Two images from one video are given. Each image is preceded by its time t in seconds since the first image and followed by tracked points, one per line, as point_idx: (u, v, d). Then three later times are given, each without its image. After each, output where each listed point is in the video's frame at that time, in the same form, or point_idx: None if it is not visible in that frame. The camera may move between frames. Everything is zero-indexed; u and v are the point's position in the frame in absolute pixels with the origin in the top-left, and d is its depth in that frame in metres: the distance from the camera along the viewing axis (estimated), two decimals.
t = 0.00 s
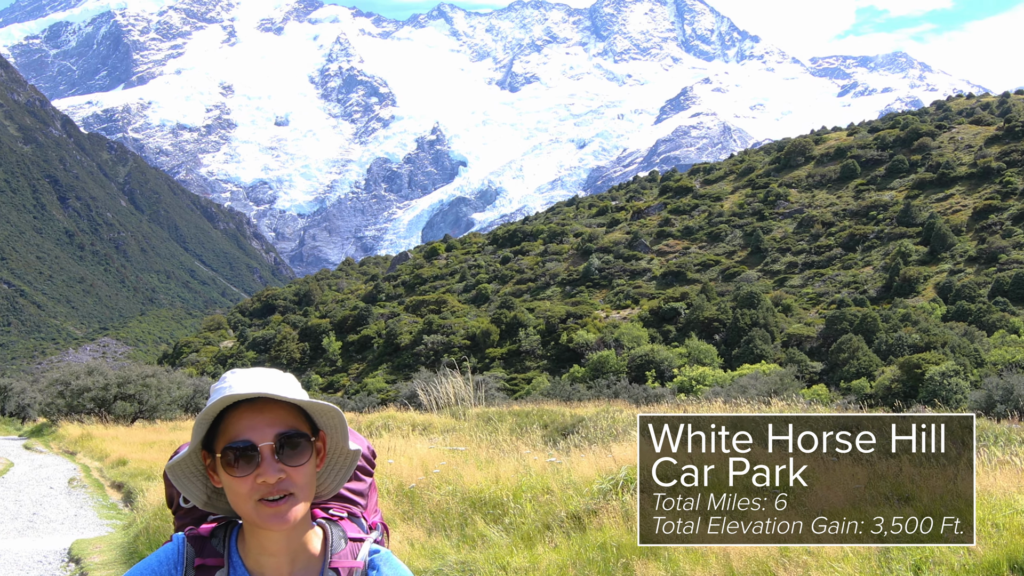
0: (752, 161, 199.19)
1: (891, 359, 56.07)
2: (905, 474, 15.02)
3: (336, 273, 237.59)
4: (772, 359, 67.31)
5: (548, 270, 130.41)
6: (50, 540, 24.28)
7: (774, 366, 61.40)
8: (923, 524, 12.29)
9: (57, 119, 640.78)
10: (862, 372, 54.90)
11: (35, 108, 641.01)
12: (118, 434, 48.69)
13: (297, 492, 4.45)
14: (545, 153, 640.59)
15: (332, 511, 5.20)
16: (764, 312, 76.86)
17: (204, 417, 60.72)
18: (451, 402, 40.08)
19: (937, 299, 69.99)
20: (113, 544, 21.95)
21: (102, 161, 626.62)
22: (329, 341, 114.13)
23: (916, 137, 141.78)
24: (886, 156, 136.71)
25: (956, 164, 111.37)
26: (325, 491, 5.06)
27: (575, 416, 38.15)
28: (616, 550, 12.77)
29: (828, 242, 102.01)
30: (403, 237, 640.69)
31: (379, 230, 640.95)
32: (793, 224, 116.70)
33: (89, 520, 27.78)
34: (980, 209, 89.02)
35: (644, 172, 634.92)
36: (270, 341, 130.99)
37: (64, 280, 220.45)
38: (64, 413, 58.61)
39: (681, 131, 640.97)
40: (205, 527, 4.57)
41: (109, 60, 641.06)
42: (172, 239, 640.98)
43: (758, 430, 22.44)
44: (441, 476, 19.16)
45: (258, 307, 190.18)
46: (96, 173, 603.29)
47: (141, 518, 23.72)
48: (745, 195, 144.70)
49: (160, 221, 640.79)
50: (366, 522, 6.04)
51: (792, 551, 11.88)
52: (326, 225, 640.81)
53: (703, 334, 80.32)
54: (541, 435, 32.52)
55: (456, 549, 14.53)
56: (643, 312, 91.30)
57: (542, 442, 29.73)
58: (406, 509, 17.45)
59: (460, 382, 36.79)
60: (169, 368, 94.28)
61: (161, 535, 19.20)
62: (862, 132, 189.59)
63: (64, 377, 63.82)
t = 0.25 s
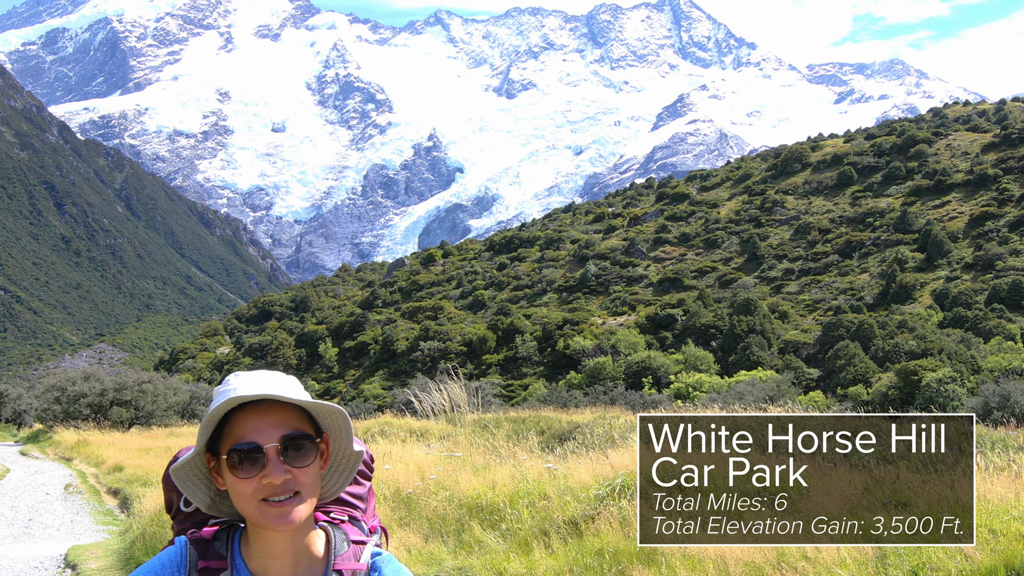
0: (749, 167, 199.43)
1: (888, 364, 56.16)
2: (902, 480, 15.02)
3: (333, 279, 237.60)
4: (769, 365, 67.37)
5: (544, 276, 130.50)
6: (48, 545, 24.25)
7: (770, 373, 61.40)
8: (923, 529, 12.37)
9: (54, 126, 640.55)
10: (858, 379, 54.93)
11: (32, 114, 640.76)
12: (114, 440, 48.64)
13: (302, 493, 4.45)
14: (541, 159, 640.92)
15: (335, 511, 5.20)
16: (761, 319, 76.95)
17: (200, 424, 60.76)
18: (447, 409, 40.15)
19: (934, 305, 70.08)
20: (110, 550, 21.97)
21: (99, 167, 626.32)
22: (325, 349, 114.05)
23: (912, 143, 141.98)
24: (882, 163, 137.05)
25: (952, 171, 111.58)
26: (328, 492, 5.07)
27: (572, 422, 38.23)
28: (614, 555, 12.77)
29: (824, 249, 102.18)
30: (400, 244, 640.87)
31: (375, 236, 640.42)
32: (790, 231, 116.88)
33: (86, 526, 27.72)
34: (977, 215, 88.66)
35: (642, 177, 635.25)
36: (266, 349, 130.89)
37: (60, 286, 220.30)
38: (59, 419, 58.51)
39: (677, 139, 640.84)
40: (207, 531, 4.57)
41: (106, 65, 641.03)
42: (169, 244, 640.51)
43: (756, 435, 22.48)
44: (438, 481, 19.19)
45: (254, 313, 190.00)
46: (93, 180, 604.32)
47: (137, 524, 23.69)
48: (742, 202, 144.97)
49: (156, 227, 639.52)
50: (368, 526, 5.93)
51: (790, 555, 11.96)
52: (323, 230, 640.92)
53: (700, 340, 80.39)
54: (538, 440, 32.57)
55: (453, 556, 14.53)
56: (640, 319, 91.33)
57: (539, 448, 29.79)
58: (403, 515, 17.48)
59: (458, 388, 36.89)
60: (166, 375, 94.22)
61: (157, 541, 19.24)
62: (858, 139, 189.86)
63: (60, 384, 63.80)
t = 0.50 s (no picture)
0: (748, 171, 199.46)
1: (887, 369, 56.17)
2: (902, 483, 15.02)
3: (332, 283, 237.58)
4: (768, 369, 67.36)
5: (544, 279, 130.54)
6: (46, 549, 24.28)
7: (770, 377, 61.28)
8: (923, 530, 12.36)
9: (53, 128, 640.57)
10: (857, 383, 54.93)
11: (31, 117, 640.83)
12: (112, 444, 48.62)
13: (305, 495, 4.46)
14: (541, 163, 641.11)
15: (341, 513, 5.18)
16: (760, 323, 76.94)
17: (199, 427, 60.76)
18: (445, 413, 40.19)
19: (933, 309, 70.11)
20: (107, 554, 21.96)
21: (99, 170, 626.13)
22: (323, 352, 113.98)
23: (912, 147, 142.07)
24: (882, 166, 137.16)
25: (952, 175, 111.72)
26: (331, 493, 5.07)
27: (568, 427, 38.30)
28: (614, 556, 12.78)
29: (823, 252, 102.24)
30: (399, 247, 640.88)
31: (375, 240, 640.74)
32: (789, 235, 116.93)
33: (84, 530, 27.73)
34: (976, 219, 88.72)
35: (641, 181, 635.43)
36: (264, 352, 130.69)
37: (59, 289, 220.13)
38: (57, 422, 58.41)
39: (677, 143, 640.60)
40: (209, 531, 4.56)
41: (106, 68, 641.23)
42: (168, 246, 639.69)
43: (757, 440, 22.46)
44: (437, 484, 19.22)
45: (253, 316, 189.88)
46: (93, 183, 605.16)
47: (134, 529, 23.70)
48: (742, 205, 144.97)
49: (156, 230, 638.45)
50: (369, 526, 5.90)
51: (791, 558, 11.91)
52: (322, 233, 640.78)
53: (699, 344, 80.31)
54: (535, 444, 32.62)
55: (453, 558, 14.52)
56: (639, 322, 91.30)
57: (537, 452, 29.83)
58: (402, 518, 17.47)
59: (455, 394, 37.04)
60: (165, 379, 94.22)
61: (156, 544, 19.31)
62: (857, 142, 190.01)
63: (59, 387, 63.78)
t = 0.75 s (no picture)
0: (751, 170, 199.33)
1: (889, 369, 56.12)
2: (904, 483, 14.99)
3: (334, 282, 237.77)
4: (770, 369, 67.34)
5: (546, 279, 130.58)
6: (48, 546, 24.32)
7: (772, 376, 61.23)
8: (924, 530, 12.34)
9: (55, 127, 640.81)
10: (860, 382, 54.90)
11: (32, 116, 640.92)
12: (114, 442, 48.68)
13: (307, 491, 4.46)
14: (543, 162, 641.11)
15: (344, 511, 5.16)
16: (762, 322, 76.91)
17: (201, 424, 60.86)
18: (447, 411, 40.24)
19: (936, 309, 70.05)
20: (109, 551, 21.99)
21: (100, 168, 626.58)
22: (325, 351, 114.14)
23: (915, 146, 141.93)
24: (885, 166, 136.93)
25: (955, 174, 111.56)
26: (333, 490, 5.07)
27: (571, 425, 38.31)
28: (615, 555, 12.80)
29: (826, 252, 102.15)
30: (400, 247, 640.89)
31: (377, 238, 640.98)
32: (792, 234, 116.82)
33: (87, 527, 27.79)
34: (979, 219, 89.09)
35: (643, 180, 635.69)
36: (266, 351, 130.83)
37: (61, 287, 220.66)
38: (59, 420, 58.53)
39: (681, 141, 640.80)
40: (211, 529, 4.56)
41: (107, 67, 641.17)
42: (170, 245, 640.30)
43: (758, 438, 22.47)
44: (439, 482, 19.25)
45: (255, 315, 190.11)
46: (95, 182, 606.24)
47: (137, 526, 23.75)
48: (744, 204, 144.92)
49: (158, 228, 639.38)
50: (371, 523, 5.90)
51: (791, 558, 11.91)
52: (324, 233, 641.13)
53: (701, 343, 80.31)
54: (537, 442, 32.64)
55: (454, 557, 14.53)
56: (641, 321, 91.26)
57: (539, 450, 29.84)
58: (403, 516, 17.49)
59: (458, 392, 37.11)
60: (167, 377, 94.47)
61: (157, 541, 19.37)
62: (861, 142, 189.81)
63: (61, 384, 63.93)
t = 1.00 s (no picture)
0: (756, 168, 199.17)
1: (894, 367, 56.05)
2: (908, 480, 14.94)
3: (339, 278, 238.12)
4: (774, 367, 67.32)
5: (550, 276, 130.58)
6: (53, 541, 24.38)
7: (777, 374, 61.18)
8: (927, 527, 12.28)
9: (60, 123, 640.81)
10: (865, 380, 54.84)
11: (38, 112, 640.83)
12: (119, 438, 48.76)
13: (313, 484, 4.47)
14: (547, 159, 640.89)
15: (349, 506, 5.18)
16: (766, 320, 76.89)
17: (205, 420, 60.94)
18: (452, 408, 40.28)
19: (941, 307, 69.96)
20: (113, 546, 22.02)
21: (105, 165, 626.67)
22: (329, 348, 114.29)
23: (920, 144, 141.64)
24: (891, 163, 136.62)
25: (961, 172, 111.34)
26: (339, 483, 5.08)
27: (576, 422, 38.33)
28: (618, 552, 12.83)
29: (831, 250, 102.05)
30: (405, 243, 640.85)
31: (382, 236, 640.70)
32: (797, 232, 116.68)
33: (92, 523, 27.88)
34: (985, 217, 88.97)
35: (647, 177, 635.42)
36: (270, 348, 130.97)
37: (67, 283, 221.26)
38: (65, 415, 58.68)
39: (685, 138, 640.65)
40: (217, 521, 4.56)
41: (112, 64, 640.83)
42: (174, 242, 641.07)
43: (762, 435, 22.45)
44: (443, 478, 19.29)
45: (259, 312, 190.29)
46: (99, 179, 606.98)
47: (142, 521, 23.79)
48: (749, 202, 144.88)
49: (163, 225, 640.34)
50: (375, 517, 5.91)
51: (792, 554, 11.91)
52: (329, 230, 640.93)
53: (705, 341, 80.31)
54: (542, 439, 32.66)
55: (457, 553, 14.57)
56: (645, 319, 91.25)
57: (544, 447, 29.85)
58: (408, 512, 17.53)
59: (463, 389, 37.19)
60: (172, 373, 94.63)
61: (161, 537, 19.41)
62: (866, 140, 189.52)
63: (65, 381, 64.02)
